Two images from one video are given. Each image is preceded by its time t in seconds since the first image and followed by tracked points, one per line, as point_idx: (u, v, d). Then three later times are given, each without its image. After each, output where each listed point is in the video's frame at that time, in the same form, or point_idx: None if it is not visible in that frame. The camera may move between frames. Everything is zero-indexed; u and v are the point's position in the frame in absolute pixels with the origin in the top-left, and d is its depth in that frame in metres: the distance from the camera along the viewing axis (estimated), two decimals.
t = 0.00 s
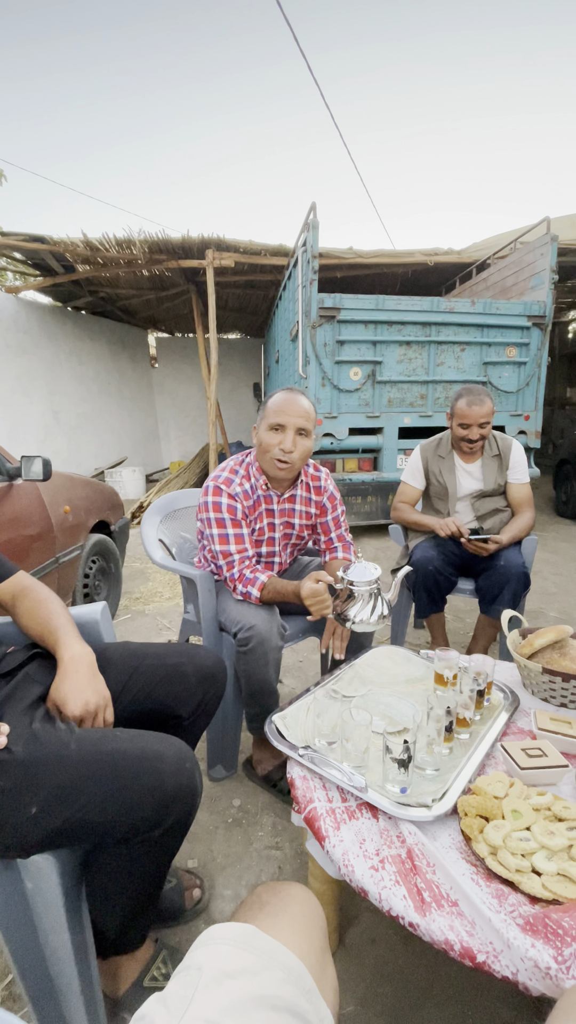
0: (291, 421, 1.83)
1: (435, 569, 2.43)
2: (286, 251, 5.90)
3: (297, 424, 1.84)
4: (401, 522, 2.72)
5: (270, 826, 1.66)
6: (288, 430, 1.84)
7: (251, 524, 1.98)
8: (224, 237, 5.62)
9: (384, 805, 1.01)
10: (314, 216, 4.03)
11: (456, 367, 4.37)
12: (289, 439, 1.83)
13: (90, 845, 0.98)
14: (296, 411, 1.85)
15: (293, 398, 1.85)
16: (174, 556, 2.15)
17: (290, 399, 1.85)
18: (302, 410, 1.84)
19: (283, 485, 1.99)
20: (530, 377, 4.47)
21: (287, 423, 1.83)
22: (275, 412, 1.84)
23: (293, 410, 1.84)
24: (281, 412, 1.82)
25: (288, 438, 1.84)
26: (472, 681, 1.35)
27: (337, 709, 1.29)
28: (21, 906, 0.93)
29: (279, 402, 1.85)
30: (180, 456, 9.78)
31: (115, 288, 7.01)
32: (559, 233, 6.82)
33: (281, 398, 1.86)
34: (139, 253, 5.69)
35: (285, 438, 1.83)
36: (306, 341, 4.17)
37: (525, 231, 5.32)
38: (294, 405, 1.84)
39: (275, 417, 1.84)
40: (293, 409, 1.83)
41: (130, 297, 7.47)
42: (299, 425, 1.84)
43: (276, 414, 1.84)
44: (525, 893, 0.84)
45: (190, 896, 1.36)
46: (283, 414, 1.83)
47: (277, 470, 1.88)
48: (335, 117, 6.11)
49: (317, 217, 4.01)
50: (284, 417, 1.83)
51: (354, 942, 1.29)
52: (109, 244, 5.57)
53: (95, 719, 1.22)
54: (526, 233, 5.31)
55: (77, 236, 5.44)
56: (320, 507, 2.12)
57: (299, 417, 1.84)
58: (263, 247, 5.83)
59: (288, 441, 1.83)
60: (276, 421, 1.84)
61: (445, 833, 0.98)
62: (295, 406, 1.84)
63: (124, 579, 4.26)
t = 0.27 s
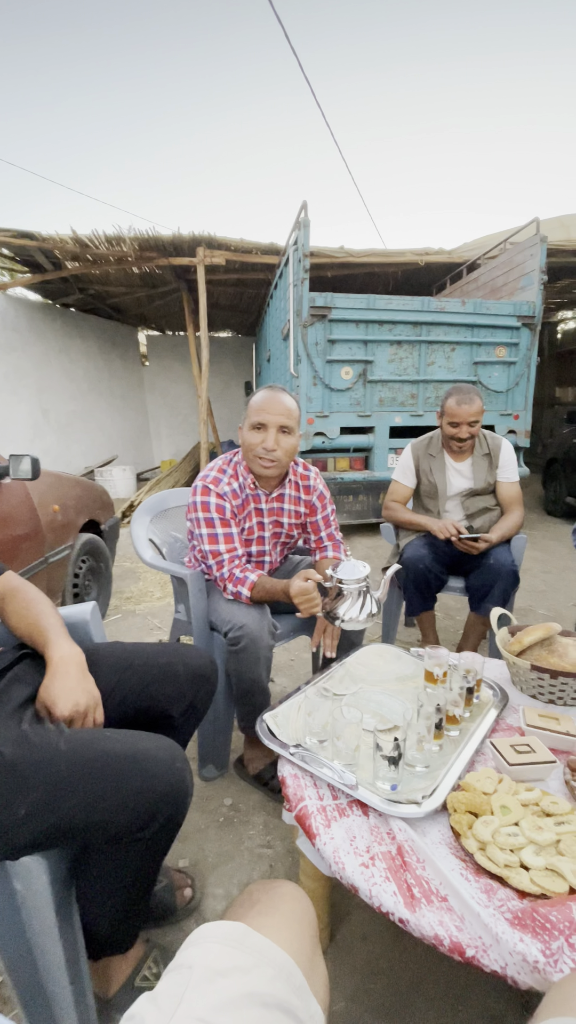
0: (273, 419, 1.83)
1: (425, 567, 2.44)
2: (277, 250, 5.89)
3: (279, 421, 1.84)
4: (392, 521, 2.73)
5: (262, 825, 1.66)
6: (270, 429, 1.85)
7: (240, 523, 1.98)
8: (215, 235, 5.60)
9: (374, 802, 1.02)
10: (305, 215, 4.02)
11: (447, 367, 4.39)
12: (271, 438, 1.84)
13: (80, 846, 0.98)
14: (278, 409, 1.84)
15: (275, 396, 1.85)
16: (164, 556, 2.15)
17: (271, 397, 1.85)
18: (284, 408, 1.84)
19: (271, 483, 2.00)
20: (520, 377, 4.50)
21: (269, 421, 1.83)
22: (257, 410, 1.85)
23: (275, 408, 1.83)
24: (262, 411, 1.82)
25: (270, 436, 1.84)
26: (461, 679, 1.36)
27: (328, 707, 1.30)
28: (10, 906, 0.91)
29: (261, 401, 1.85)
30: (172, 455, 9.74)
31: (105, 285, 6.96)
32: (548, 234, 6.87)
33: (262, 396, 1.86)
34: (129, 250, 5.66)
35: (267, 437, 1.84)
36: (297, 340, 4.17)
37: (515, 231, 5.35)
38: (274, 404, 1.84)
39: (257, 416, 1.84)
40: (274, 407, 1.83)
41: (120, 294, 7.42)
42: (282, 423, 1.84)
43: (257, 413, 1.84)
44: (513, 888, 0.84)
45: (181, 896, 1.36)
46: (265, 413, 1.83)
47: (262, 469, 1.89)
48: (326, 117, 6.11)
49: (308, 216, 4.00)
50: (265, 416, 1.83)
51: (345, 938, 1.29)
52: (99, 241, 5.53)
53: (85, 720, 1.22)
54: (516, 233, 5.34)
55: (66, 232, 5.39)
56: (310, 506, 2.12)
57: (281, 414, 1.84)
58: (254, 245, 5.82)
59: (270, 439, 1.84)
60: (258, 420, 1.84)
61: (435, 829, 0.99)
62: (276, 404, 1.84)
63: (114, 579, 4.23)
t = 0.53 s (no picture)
0: (266, 422, 1.82)
1: (402, 565, 2.47)
2: (255, 246, 5.86)
3: (272, 425, 1.82)
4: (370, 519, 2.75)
5: (240, 824, 1.66)
6: (262, 431, 1.83)
7: (220, 521, 1.96)
8: (193, 230, 5.54)
9: (352, 799, 1.02)
10: (283, 212, 4.01)
11: (424, 366, 4.43)
12: (263, 440, 1.82)
13: (53, 851, 0.96)
14: (271, 412, 1.83)
15: (268, 399, 1.83)
16: (141, 555, 2.12)
17: (264, 400, 1.83)
18: (277, 412, 1.83)
19: (255, 483, 1.99)
20: (495, 377, 4.58)
21: (262, 424, 1.81)
22: (251, 412, 1.82)
23: (269, 412, 1.82)
24: (256, 413, 1.80)
25: (263, 439, 1.83)
26: (437, 674, 1.38)
27: (306, 705, 1.30)
28: None
29: (254, 402, 1.83)
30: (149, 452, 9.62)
31: (80, 279, 6.83)
32: (522, 237, 6.99)
33: (256, 397, 1.84)
34: (104, 243, 5.56)
35: (260, 440, 1.82)
36: (275, 337, 4.15)
37: (490, 233, 5.43)
38: (269, 406, 1.83)
39: (250, 417, 1.82)
40: (268, 410, 1.82)
41: (95, 288, 7.29)
42: (274, 427, 1.83)
43: (250, 415, 1.82)
44: (488, 880, 0.86)
45: (158, 898, 1.34)
46: (259, 416, 1.81)
47: (250, 470, 1.88)
48: (304, 114, 6.10)
49: (286, 213, 3.99)
50: (258, 417, 1.82)
51: (324, 935, 1.30)
52: (73, 234, 5.42)
53: (57, 724, 1.19)
54: (491, 235, 5.42)
55: (39, 224, 5.27)
56: (289, 505, 2.13)
57: (274, 419, 1.83)
58: (232, 241, 5.78)
59: (263, 442, 1.82)
60: (251, 422, 1.82)
61: (411, 824, 1.00)
62: (270, 407, 1.83)
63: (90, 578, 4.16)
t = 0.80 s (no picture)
0: (238, 416, 1.80)
1: (372, 561, 2.50)
2: (226, 241, 5.81)
3: (244, 420, 1.81)
4: (341, 516, 2.77)
5: (211, 824, 1.65)
6: (234, 426, 1.81)
7: (193, 519, 1.94)
8: (161, 222, 5.45)
9: (323, 795, 1.02)
10: (254, 208, 3.98)
11: (393, 365, 4.49)
12: (235, 435, 1.81)
13: (16, 862, 0.93)
14: (243, 407, 1.81)
15: (240, 393, 1.82)
16: (108, 554, 2.07)
17: (236, 394, 1.81)
18: (249, 406, 1.81)
19: (228, 479, 1.97)
20: (461, 377, 4.67)
21: (233, 418, 1.79)
22: (222, 406, 1.80)
23: (240, 406, 1.80)
24: (228, 408, 1.78)
25: (235, 434, 1.81)
26: (406, 668, 1.39)
27: (278, 703, 1.29)
28: None
29: (226, 397, 1.81)
30: (116, 449, 9.43)
31: (43, 269, 6.63)
32: (488, 240, 7.15)
33: (227, 392, 1.82)
34: (69, 233, 5.41)
35: (232, 434, 1.80)
36: (246, 334, 4.13)
37: (457, 236, 5.53)
38: (241, 400, 1.81)
39: (221, 412, 1.80)
40: (240, 404, 1.80)
41: (60, 279, 7.09)
42: (246, 422, 1.81)
43: (222, 409, 1.80)
44: (456, 869, 0.88)
45: (127, 902, 1.32)
46: (230, 410, 1.79)
47: (223, 465, 1.86)
48: (274, 109, 6.07)
49: (257, 208, 3.97)
50: (230, 412, 1.80)
51: (295, 931, 1.30)
52: (36, 222, 5.25)
53: (20, 728, 1.16)
54: (458, 238, 5.52)
55: None
56: (263, 502, 2.12)
57: (246, 413, 1.81)
58: (202, 235, 5.71)
59: (235, 437, 1.81)
60: (222, 417, 1.80)
61: (381, 818, 1.01)
62: (241, 401, 1.81)
63: (55, 578, 4.05)
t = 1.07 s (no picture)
0: (201, 410, 1.78)
1: (346, 558, 2.51)
2: (198, 235, 5.74)
3: (208, 414, 1.79)
4: (315, 514, 2.78)
5: (185, 824, 1.63)
6: (197, 421, 1.79)
7: (162, 517, 1.91)
8: (132, 214, 5.35)
9: (297, 790, 1.02)
10: (227, 202, 3.95)
11: (366, 364, 4.52)
12: (199, 430, 1.78)
13: None
14: (206, 401, 1.79)
15: (203, 387, 1.80)
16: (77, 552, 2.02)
17: (199, 389, 1.79)
18: (213, 400, 1.80)
19: (197, 476, 1.94)
20: (432, 377, 4.74)
21: (196, 413, 1.77)
22: (185, 401, 1.78)
23: (204, 400, 1.78)
24: (190, 402, 1.76)
25: (198, 429, 1.79)
26: (380, 663, 1.41)
27: (252, 701, 1.29)
28: None
29: (189, 391, 1.79)
30: (84, 445, 9.23)
31: (9, 259, 6.42)
32: (458, 243, 7.27)
33: (190, 386, 1.80)
34: (36, 223, 5.25)
35: (195, 429, 1.78)
36: (219, 330, 4.10)
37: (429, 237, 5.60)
38: (204, 394, 1.79)
39: (184, 406, 1.78)
40: (203, 398, 1.78)
41: (26, 270, 6.88)
42: (210, 416, 1.79)
43: (185, 404, 1.78)
44: (428, 859, 0.89)
45: (99, 906, 1.29)
46: (193, 404, 1.78)
47: (188, 461, 1.84)
48: (248, 104, 6.03)
49: (230, 203, 3.93)
50: (193, 407, 1.78)
51: (270, 928, 1.30)
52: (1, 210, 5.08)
53: None
54: (430, 239, 5.60)
55: None
56: (236, 499, 2.10)
57: (209, 407, 1.79)
58: (174, 229, 5.62)
59: (198, 432, 1.79)
60: (185, 411, 1.78)
61: (355, 811, 1.02)
62: (205, 395, 1.79)
63: (22, 578, 3.94)
